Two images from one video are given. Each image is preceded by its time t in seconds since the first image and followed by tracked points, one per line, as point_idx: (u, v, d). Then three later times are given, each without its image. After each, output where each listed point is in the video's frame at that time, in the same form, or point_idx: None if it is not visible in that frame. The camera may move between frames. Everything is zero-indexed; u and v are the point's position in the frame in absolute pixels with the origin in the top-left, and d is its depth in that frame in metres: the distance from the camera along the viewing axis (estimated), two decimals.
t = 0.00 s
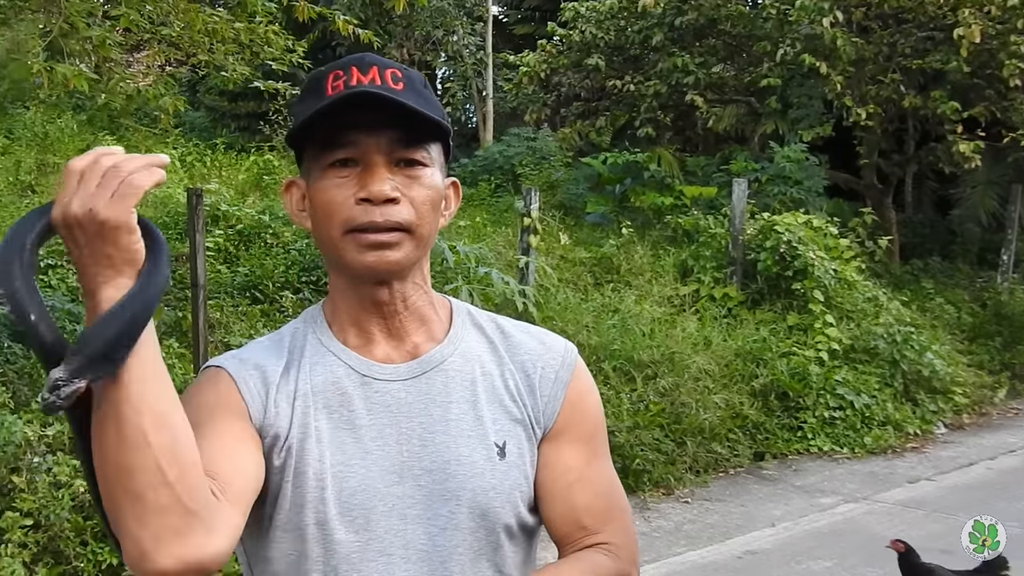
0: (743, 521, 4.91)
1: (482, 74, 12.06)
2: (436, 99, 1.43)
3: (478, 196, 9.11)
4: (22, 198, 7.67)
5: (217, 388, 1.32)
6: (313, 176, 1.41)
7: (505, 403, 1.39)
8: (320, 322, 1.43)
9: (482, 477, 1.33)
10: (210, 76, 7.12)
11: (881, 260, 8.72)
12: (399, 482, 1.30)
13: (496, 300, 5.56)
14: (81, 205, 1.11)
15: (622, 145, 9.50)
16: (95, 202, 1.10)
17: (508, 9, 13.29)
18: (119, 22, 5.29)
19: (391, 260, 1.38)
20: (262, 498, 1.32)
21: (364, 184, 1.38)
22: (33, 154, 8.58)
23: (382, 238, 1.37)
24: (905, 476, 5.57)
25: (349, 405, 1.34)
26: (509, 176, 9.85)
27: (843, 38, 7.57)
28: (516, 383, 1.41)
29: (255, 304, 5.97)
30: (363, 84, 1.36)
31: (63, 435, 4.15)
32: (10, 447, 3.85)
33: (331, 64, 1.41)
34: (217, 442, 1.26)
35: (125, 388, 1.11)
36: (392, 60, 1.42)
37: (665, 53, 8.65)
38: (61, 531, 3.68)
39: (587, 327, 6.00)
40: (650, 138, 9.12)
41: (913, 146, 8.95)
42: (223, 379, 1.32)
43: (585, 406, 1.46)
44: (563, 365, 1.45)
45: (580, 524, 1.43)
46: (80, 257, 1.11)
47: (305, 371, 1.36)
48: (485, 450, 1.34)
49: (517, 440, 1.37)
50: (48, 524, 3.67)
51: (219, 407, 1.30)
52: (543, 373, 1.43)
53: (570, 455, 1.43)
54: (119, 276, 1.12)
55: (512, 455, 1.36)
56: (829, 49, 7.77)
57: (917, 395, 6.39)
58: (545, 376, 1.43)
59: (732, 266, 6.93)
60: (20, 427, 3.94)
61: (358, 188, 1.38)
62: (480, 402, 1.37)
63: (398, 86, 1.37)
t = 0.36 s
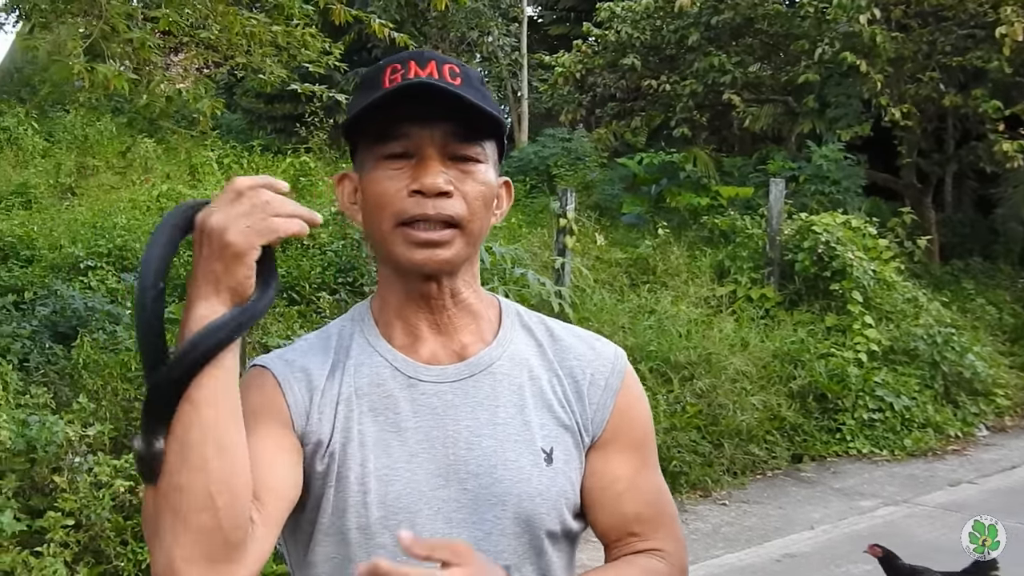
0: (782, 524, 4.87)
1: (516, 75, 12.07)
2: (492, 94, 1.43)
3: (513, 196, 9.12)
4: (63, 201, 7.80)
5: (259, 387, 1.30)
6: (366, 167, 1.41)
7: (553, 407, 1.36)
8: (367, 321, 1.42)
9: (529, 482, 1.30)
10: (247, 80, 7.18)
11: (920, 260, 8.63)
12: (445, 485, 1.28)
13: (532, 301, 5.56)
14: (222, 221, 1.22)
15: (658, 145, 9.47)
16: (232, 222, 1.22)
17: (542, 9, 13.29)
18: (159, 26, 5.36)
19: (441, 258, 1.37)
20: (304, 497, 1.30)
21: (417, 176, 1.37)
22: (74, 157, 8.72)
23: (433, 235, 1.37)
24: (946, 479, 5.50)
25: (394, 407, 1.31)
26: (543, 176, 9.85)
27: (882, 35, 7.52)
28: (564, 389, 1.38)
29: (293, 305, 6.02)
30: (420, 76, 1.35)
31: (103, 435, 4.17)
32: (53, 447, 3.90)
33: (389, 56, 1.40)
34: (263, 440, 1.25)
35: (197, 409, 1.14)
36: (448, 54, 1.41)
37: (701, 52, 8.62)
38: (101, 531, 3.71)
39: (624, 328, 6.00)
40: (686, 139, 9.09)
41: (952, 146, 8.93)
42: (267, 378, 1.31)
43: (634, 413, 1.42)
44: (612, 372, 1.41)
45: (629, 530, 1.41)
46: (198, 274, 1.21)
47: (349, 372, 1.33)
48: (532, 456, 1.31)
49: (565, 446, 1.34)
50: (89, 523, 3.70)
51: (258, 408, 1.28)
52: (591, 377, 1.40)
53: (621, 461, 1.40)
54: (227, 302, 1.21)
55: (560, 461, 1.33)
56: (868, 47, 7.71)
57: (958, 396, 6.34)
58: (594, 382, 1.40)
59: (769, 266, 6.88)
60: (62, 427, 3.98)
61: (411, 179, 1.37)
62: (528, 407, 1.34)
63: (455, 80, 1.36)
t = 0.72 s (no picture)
0: (809, 527, 4.85)
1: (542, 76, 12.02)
2: (562, 94, 1.42)
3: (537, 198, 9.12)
4: (91, 204, 7.88)
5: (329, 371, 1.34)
6: (435, 171, 1.41)
7: (621, 409, 1.40)
8: (439, 312, 1.47)
9: (597, 482, 1.35)
10: (274, 84, 7.23)
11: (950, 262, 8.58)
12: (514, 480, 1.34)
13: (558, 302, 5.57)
14: (313, 200, 1.20)
15: (683, 147, 9.45)
16: (322, 201, 1.20)
17: (567, 12, 13.31)
18: (188, 29, 5.41)
19: (508, 264, 1.39)
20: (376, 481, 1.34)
21: (483, 188, 1.38)
22: (102, 162, 8.81)
23: (500, 241, 1.38)
24: (976, 482, 5.46)
25: (467, 401, 1.37)
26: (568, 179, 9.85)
27: (912, 34, 7.58)
28: (631, 391, 1.42)
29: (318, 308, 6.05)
30: (485, 81, 1.35)
31: (131, 438, 4.20)
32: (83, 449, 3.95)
33: (455, 56, 1.41)
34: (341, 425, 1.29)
35: (278, 395, 1.14)
36: (513, 51, 1.41)
37: (727, 53, 8.62)
38: (130, 532, 3.73)
39: (649, 329, 6.00)
40: (711, 140, 9.06)
41: (982, 146, 8.88)
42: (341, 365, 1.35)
43: (704, 414, 1.45)
44: (680, 375, 1.44)
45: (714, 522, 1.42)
46: (287, 254, 1.20)
47: (426, 365, 1.40)
48: (600, 456, 1.36)
49: (631, 447, 1.39)
50: (118, 524, 3.73)
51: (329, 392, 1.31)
52: (659, 379, 1.43)
53: (694, 459, 1.43)
54: (315, 285, 1.19)
55: (627, 462, 1.38)
56: (897, 46, 7.72)
57: (988, 399, 6.31)
58: (663, 386, 1.43)
59: (796, 268, 6.87)
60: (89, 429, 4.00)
61: (477, 191, 1.38)
62: (596, 407, 1.39)
63: (521, 83, 1.36)
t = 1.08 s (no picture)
0: (821, 530, 4.84)
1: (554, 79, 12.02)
2: (642, 90, 1.32)
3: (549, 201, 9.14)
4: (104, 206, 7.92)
5: (409, 352, 1.24)
6: (507, 162, 1.33)
7: (692, 414, 1.31)
8: (512, 301, 1.35)
9: (667, 484, 1.26)
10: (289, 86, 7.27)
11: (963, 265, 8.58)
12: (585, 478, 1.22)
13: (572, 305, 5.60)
14: (343, 164, 1.04)
15: (694, 149, 9.47)
16: (352, 165, 1.03)
17: (580, 15, 13.35)
18: (202, 31, 5.42)
19: (575, 260, 1.28)
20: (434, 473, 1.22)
21: (551, 183, 1.28)
22: (116, 163, 8.87)
23: (567, 238, 1.28)
24: (989, 486, 5.45)
25: (542, 393, 1.25)
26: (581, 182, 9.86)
27: (926, 39, 7.60)
28: (701, 397, 1.33)
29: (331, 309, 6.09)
30: (558, 78, 1.27)
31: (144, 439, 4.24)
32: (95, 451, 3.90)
33: (534, 54, 1.33)
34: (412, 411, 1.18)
35: (313, 374, 1.02)
36: (595, 47, 1.31)
37: (740, 56, 8.67)
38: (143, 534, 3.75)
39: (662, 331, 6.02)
40: (724, 143, 9.08)
41: (996, 151, 9.00)
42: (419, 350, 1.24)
43: (766, 432, 1.39)
44: (748, 389, 1.36)
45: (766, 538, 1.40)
46: (320, 219, 1.05)
47: (500, 352, 1.27)
48: (670, 458, 1.27)
49: (698, 453, 1.30)
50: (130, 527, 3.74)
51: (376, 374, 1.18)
52: (731, 391, 1.35)
53: (753, 476, 1.38)
54: (350, 255, 1.04)
55: (694, 467, 1.29)
56: (910, 51, 7.78)
57: (1000, 403, 6.30)
58: (731, 397, 1.35)
59: (809, 271, 6.86)
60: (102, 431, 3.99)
61: (544, 186, 1.28)
62: (667, 410, 1.29)
63: (597, 81, 1.27)
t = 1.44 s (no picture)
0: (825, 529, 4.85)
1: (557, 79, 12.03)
2: (706, 84, 1.35)
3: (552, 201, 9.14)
4: (107, 206, 7.93)
5: (460, 351, 1.26)
6: (572, 148, 1.34)
7: (742, 417, 1.30)
8: (566, 297, 1.36)
9: (715, 490, 1.25)
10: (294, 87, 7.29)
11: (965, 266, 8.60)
12: (634, 482, 1.23)
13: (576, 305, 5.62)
14: (389, 177, 1.08)
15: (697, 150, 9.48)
16: (396, 177, 1.08)
17: (583, 16, 13.38)
18: (207, 29, 5.41)
19: (648, 244, 1.30)
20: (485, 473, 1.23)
21: (623, 162, 1.30)
22: (118, 163, 8.87)
23: (637, 221, 1.29)
24: (992, 486, 5.45)
25: (593, 397, 1.25)
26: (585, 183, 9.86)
27: (929, 41, 7.63)
28: (753, 399, 1.32)
29: (333, 309, 6.09)
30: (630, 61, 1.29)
31: (147, 439, 4.15)
32: (98, 450, 3.84)
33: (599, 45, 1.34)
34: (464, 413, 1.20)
35: (359, 372, 1.05)
36: (659, 41, 1.34)
37: (744, 57, 8.71)
38: (148, 532, 3.75)
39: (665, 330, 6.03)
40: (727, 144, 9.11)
41: (999, 151, 9.08)
42: (469, 353, 1.26)
43: (824, 431, 1.38)
44: (803, 390, 1.35)
45: (830, 544, 1.38)
46: (370, 230, 1.09)
47: (552, 353, 1.28)
48: (718, 464, 1.26)
49: (747, 457, 1.29)
50: (135, 526, 3.73)
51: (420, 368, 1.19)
52: (784, 395, 1.34)
53: (809, 479, 1.37)
54: (399, 263, 1.08)
55: (742, 471, 1.28)
56: (912, 53, 7.85)
57: (1003, 403, 6.31)
58: (787, 399, 1.34)
59: (812, 271, 6.88)
60: (108, 430, 3.97)
61: (615, 165, 1.30)
62: (717, 414, 1.29)
63: (668, 68, 1.30)
